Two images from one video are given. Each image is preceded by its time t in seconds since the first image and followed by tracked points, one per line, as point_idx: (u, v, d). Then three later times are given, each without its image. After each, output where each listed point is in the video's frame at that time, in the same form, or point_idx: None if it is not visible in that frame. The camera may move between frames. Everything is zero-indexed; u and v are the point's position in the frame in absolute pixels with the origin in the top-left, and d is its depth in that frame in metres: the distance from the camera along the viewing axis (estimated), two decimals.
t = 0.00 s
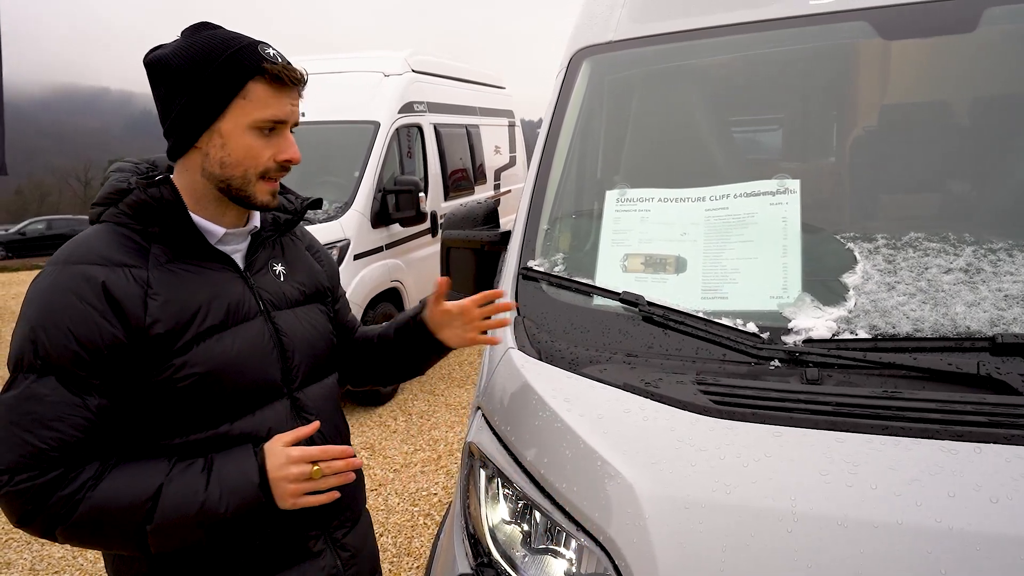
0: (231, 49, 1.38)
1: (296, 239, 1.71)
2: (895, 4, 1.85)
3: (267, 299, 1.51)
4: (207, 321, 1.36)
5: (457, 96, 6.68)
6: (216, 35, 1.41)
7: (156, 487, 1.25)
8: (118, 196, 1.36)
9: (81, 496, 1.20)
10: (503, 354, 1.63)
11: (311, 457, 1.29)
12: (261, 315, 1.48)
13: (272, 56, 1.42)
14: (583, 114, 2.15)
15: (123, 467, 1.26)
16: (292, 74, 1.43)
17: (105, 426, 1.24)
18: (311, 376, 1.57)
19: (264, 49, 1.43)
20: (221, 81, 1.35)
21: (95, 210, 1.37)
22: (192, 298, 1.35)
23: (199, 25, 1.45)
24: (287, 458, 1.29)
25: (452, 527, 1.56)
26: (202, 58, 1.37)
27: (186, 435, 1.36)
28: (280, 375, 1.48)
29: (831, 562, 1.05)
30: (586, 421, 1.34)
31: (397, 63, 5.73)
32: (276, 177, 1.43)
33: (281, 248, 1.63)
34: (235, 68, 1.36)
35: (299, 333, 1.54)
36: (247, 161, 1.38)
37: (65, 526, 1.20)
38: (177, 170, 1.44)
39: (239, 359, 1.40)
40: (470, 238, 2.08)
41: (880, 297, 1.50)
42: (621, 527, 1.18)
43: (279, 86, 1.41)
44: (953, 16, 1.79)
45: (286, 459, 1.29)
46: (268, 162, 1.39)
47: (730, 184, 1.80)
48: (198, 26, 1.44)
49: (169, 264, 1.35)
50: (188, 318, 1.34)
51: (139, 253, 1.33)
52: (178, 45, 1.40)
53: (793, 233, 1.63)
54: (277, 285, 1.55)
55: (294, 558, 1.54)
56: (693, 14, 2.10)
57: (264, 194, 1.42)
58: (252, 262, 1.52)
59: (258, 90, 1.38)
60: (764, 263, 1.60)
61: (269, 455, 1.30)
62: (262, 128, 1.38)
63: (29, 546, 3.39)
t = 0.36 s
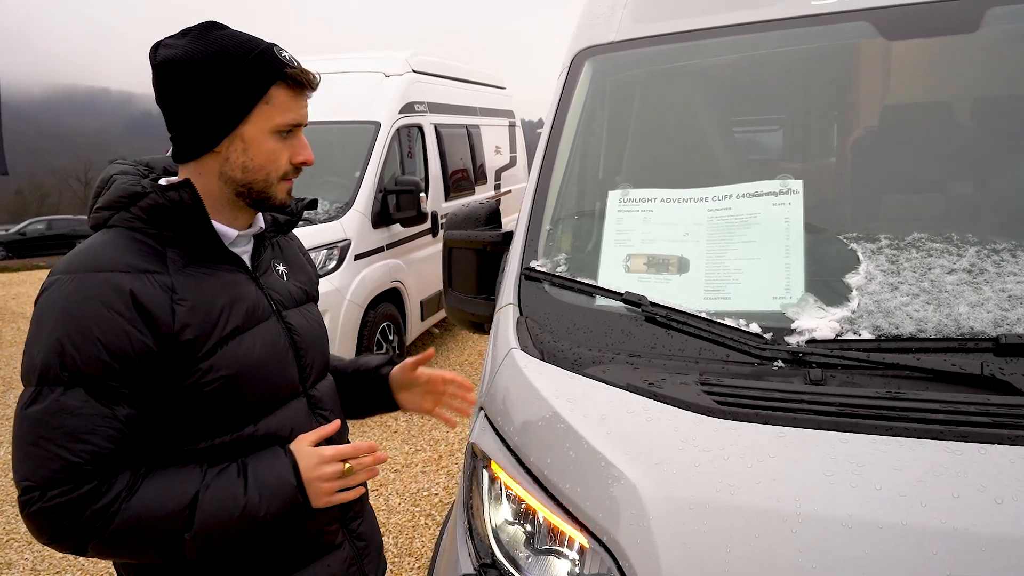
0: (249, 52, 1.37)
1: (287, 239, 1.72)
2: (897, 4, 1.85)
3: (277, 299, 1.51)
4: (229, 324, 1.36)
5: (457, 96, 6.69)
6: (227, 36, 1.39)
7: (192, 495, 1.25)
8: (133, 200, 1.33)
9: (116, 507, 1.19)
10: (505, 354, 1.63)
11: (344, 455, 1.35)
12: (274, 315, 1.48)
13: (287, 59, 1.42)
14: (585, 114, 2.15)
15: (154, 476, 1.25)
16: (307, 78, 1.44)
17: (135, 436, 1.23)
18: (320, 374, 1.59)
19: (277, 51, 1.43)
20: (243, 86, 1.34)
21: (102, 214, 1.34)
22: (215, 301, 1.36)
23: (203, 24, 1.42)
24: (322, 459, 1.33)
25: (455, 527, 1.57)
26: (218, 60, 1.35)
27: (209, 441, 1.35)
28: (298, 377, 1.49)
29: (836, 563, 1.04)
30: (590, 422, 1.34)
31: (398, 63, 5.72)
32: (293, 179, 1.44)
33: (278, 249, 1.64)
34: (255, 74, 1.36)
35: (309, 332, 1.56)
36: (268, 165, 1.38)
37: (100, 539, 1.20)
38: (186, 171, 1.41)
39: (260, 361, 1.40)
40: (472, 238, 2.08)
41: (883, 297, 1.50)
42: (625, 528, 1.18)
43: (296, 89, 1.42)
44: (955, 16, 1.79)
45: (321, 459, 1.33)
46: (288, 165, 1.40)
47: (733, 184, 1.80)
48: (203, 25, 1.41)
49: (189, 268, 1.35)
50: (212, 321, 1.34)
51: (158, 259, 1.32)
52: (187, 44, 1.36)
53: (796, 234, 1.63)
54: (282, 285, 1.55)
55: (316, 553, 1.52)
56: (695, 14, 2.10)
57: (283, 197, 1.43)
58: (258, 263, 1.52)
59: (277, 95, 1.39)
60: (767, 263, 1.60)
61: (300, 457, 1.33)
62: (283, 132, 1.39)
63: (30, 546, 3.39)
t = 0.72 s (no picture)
0: (270, 55, 1.37)
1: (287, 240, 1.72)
2: (906, 4, 1.84)
3: (291, 297, 1.51)
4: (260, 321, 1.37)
5: (460, 96, 6.68)
6: (248, 36, 1.38)
7: (278, 467, 1.31)
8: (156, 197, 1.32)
9: (208, 493, 1.22)
10: (513, 355, 1.62)
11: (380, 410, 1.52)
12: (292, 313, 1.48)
13: (305, 62, 1.43)
14: (591, 114, 2.14)
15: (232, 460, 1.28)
16: (325, 82, 1.45)
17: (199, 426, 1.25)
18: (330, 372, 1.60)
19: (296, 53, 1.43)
20: (266, 89, 1.34)
21: (119, 212, 1.32)
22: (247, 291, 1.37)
23: (223, 23, 1.41)
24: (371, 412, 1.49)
25: (463, 527, 1.56)
26: (241, 62, 1.34)
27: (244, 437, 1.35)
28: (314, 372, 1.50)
29: (850, 567, 1.04)
30: (599, 424, 1.33)
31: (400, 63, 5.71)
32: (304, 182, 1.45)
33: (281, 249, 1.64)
34: (277, 77, 1.36)
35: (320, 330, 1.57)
36: (285, 167, 1.38)
37: (197, 530, 1.21)
38: (198, 170, 1.39)
39: (286, 355, 1.40)
40: (478, 239, 2.07)
41: (893, 299, 1.49)
42: (636, 530, 1.17)
43: (314, 93, 1.43)
44: (964, 15, 1.78)
45: (368, 413, 1.48)
46: (303, 168, 1.41)
47: (742, 184, 1.79)
48: (224, 24, 1.40)
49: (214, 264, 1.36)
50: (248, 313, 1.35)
51: (185, 255, 1.32)
52: (208, 44, 1.35)
53: (805, 234, 1.62)
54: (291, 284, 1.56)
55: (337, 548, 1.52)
56: (702, 14, 2.09)
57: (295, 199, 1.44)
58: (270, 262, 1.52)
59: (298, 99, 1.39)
60: (776, 264, 1.59)
61: (353, 415, 1.45)
62: (301, 136, 1.40)
63: (33, 546, 3.38)
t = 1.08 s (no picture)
0: (263, 48, 1.34)
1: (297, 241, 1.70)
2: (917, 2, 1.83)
3: (299, 299, 1.49)
4: (265, 325, 1.35)
5: (462, 96, 6.67)
6: (239, 30, 1.35)
7: (248, 497, 1.24)
8: (153, 201, 1.30)
9: (169, 520, 1.17)
10: (522, 358, 1.60)
11: (384, 445, 1.42)
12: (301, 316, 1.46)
13: (301, 53, 1.40)
14: (598, 114, 2.12)
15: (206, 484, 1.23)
16: (323, 72, 1.42)
17: (179, 445, 1.21)
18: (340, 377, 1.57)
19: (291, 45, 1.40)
20: (261, 84, 1.32)
21: (119, 218, 1.30)
22: (250, 299, 1.34)
23: (213, 18, 1.38)
24: (368, 448, 1.38)
25: (472, 532, 1.54)
26: (233, 57, 1.31)
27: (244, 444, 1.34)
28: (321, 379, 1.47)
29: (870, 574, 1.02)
30: (611, 428, 1.31)
31: (403, 63, 5.70)
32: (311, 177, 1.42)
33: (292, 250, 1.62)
34: (272, 70, 1.33)
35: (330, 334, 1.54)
36: (288, 164, 1.36)
37: (155, 556, 1.17)
38: (199, 172, 1.38)
39: (290, 360, 1.38)
40: (485, 240, 2.05)
41: (908, 301, 1.47)
42: (650, 536, 1.15)
43: (312, 84, 1.40)
44: (976, 14, 1.77)
45: (366, 450, 1.38)
46: (308, 163, 1.38)
47: (752, 185, 1.77)
48: (214, 19, 1.37)
49: (215, 270, 1.33)
50: (248, 322, 1.32)
51: (185, 261, 1.29)
52: (199, 40, 1.33)
53: (818, 235, 1.60)
54: (300, 286, 1.53)
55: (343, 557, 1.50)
56: (710, 13, 2.07)
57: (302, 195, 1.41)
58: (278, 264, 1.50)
59: (295, 92, 1.36)
60: (787, 265, 1.57)
61: (343, 448, 1.36)
62: (301, 130, 1.37)
63: (36, 549, 3.36)
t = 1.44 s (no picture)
0: (270, 45, 1.31)
1: (319, 237, 1.67)
2: None
3: (309, 301, 1.45)
4: (263, 331, 1.32)
5: (465, 95, 6.65)
6: (248, 28, 1.33)
7: (227, 516, 1.21)
8: (151, 204, 1.29)
9: (144, 534, 1.14)
10: (537, 359, 1.58)
11: (385, 470, 1.35)
12: (308, 320, 1.42)
13: (310, 51, 1.36)
14: (610, 113, 2.10)
15: (187, 500, 1.20)
16: (334, 70, 1.37)
17: (164, 455, 1.19)
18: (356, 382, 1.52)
19: (302, 42, 1.37)
20: (265, 83, 1.29)
21: (120, 221, 1.30)
22: (245, 307, 1.31)
23: (222, 11, 1.36)
24: (364, 475, 1.32)
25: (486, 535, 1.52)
26: (238, 54, 1.30)
27: (241, 452, 1.31)
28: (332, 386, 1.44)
29: None
30: (629, 431, 1.29)
31: (406, 62, 5.68)
32: (317, 179, 1.38)
33: (309, 248, 1.59)
34: (278, 68, 1.30)
35: (342, 337, 1.50)
36: (291, 166, 1.32)
37: (128, 569, 1.14)
38: (206, 171, 1.37)
39: (294, 367, 1.35)
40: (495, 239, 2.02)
41: (930, 302, 1.45)
42: (672, 543, 1.13)
43: (320, 82, 1.35)
44: (997, 10, 1.74)
45: (361, 476, 1.32)
46: (312, 165, 1.34)
47: (767, 184, 1.74)
48: (223, 13, 1.36)
49: (214, 274, 1.30)
50: (245, 330, 1.29)
51: (182, 265, 1.27)
52: (204, 37, 1.31)
53: (836, 235, 1.58)
54: (314, 286, 1.50)
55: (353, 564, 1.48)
56: (723, 10, 2.04)
57: (307, 198, 1.37)
58: (289, 264, 1.47)
59: (301, 91, 1.32)
60: (806, 266, 1.55)
61: (337, 471, 1.31)
62: (305, 131, 1.33)
63: (39, 550, 3.34)
